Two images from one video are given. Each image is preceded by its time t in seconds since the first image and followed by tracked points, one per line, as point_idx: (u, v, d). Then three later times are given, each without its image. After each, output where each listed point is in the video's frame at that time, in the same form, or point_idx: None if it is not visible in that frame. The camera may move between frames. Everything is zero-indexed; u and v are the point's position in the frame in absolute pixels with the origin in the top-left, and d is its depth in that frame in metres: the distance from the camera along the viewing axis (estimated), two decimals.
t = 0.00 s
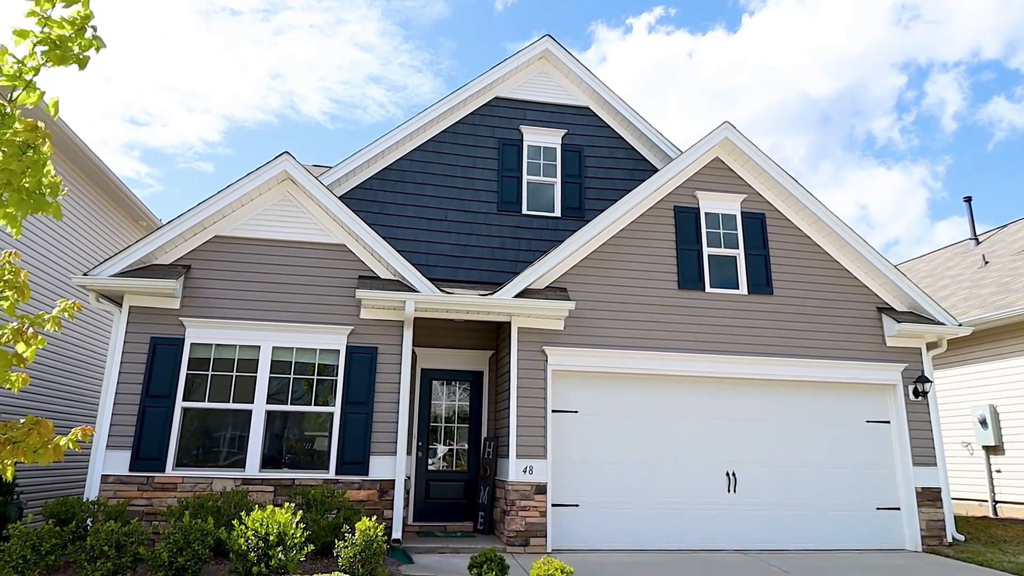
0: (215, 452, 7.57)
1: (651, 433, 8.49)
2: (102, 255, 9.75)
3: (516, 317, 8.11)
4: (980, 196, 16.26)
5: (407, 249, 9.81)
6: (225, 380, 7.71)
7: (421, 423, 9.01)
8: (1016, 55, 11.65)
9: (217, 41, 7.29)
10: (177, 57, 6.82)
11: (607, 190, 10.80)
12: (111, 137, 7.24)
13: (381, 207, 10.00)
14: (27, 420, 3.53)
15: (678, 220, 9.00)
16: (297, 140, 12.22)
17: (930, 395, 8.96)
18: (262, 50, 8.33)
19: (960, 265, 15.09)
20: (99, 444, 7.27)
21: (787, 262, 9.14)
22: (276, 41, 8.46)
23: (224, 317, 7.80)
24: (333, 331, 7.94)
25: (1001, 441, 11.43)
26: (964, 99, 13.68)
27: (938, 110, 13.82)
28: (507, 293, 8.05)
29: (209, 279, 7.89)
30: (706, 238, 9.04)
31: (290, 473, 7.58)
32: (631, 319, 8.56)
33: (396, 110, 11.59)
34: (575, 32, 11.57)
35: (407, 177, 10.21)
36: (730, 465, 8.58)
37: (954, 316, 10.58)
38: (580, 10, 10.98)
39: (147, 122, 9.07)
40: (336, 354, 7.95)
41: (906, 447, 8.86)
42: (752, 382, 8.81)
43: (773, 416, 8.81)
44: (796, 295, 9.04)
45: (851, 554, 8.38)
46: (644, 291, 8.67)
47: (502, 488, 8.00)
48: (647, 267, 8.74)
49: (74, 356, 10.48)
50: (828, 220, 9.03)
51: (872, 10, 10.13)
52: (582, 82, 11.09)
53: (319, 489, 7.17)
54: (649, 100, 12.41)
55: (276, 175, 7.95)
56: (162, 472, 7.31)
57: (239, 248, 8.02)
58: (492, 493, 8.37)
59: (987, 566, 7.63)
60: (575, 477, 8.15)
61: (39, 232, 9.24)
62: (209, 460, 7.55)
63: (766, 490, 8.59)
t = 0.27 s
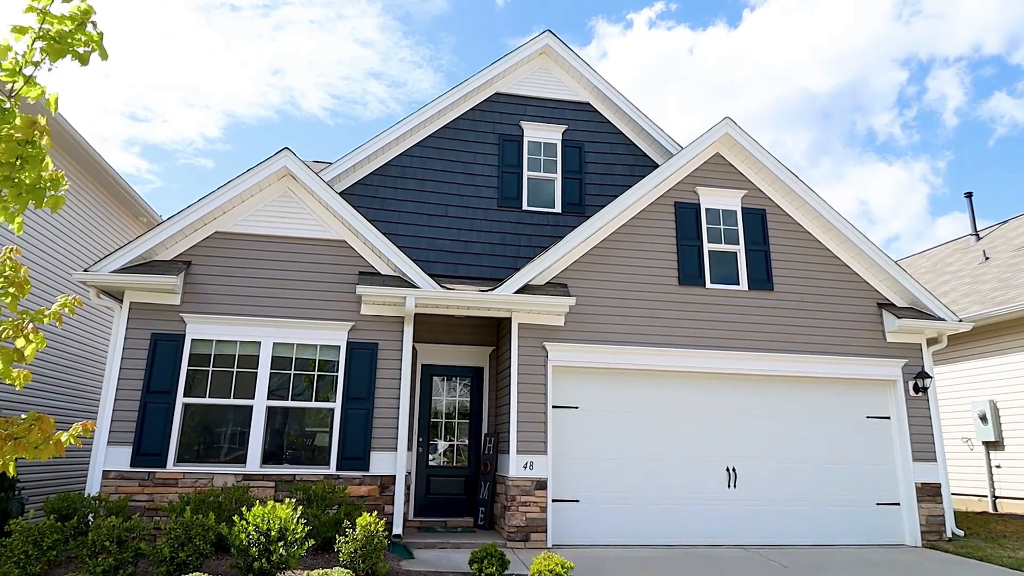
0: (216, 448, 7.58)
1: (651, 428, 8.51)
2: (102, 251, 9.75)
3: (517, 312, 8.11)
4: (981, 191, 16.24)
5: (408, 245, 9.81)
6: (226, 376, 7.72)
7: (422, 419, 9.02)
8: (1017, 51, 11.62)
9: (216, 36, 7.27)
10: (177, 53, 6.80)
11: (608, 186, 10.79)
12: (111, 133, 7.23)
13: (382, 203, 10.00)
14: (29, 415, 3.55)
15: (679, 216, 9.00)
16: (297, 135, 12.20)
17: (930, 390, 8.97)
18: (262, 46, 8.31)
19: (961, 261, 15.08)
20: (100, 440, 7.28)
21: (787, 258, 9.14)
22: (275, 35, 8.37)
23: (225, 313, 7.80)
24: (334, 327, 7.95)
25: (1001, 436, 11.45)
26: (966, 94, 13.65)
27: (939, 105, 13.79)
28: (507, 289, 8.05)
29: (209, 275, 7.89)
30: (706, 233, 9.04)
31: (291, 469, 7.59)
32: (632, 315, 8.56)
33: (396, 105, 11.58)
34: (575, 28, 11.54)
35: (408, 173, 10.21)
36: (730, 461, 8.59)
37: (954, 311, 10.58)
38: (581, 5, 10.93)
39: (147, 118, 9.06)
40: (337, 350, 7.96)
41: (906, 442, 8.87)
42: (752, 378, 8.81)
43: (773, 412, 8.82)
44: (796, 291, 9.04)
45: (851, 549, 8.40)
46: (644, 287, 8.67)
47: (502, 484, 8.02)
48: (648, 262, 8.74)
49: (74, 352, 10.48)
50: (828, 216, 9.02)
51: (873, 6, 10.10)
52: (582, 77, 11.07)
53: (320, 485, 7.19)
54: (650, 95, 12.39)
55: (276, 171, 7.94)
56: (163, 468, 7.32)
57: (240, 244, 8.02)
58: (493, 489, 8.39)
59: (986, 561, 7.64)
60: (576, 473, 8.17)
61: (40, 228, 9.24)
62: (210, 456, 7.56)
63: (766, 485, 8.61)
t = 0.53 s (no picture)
0: (217, 444, 7.59)
1: (652, 424, 8.51)
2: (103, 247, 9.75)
3: (517, 308, 8.12)
4: (981, 187, 16.23)
5: (408, 241, 9.81)
6: (227, 371, 7.73)
7: (422, 414, 9.04)
8: (1019, 47, 11.59)
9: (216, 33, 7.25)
10: (176, 49, 6.78)
11: (608, 181, 10.79)
12: (111, 129, 7.22)
13: (382, 199, 9.99)
14: (29, 411, 3.53)
15: (679, 212, 9.00)
16: (297, 131, 12.18)
17: (930, 386, 8.97)
18: (262, 42, 8.29)
19: (961, 256, 15.08)
20: (102, 436, 7.30)
21: (788, 254, 9.14)
22: (275, 30, 8.29)
23: (225, 308, 7.81)
24: (334, 322, 7.95)
25: (1001, 432, 11.46)
26: (967, 90, 13.61)
27: (940, 101, 13.76)
28: (507, 285, 8.05)
29: (209, 271, 7.90)
30: (707, 229, 9.03)
31: (292, 464, 7.61)
32: (632, 311, 8.56)
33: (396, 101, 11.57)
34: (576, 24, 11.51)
35: (408, 169, 10.20)
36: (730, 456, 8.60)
37: (955, 307, 10.58)
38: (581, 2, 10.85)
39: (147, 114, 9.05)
40: (337, 346, 7.97)
41: (906, 438, 8.88)
42: (752, 374, 8.82)
43: (774, 407, 8.83)
44: (796, 287, 9.04)
45: (850, 544, 8.42)
46: (644, 283, 8.67)
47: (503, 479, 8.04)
48: (648, 258, 8.75)
49: (75, 348, 10.50)
50: (829, 211, 9.01)
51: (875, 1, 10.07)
52: (583, 73, 11.06)
53: (320, 481, 7.19)
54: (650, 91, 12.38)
55: (277, 167, 7.94)
56: (164, 464, 7.33)
57: (240, 240, 8.02)
58: (493, 484, 8.40)
59: (985, 556, 7.66)
60: (576, 468, 8.18)
61: (41, 224, 9.25)
62: (212, 451, 7.58)
63: (766, 481, 8.62)
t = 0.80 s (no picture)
0: (218, 441, 7.60)
1: (652, 421, 8.52)
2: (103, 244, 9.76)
3: (518, 305, 8.12)
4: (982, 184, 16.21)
5: (408, 238, 9.81)
6: (227, 368, 7.74)
7: (423, 411, 9.05)
8: (1020, 43, 11.57)
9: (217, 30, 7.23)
10: (176, 46, 6.77)
11: (608, 178, 10.78)
12: (111, 127, 7.20)
13: (382, 195, 9.99)
14: (29, 407, 3.54)
15: (680, 209, 8.99)
16: (297, 128, 12.15)
17: (931, 382, 8.98)
18: (263, 40, 8.27)
19: (962, 253, 15.08)
20: (103, 432, 7.31)
21: (788, 251, 9.13)
22: (276, 28, 8.23)
23: (226, 305, 7.81)
24: (335, 319, 7.96)
25: (1000, 428, 11.47)
26: (968, 86, 13.59)
27: (941, 97, 13.73)
28: (508, 282, 8.06)
29: (210, 268, 7.90)
30: (707, 226, 9.03)
31: (293, 461, 7.62)
32: (632, 308, 8.57)
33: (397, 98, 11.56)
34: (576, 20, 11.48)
35: (408, 166, 10.20)
36: (731, 453, 8.61)
37: (955, 304, 10.58)
38: None
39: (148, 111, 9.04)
40: (338, 343, 7.97)
41: (906, 434, 8.89)
42: (753, 371, 8.83)
43: (774, 404, 8.84)
44: (796, 284, 9.04)
45: (850, 541, 8.43)
46: (645, 280, 8.67)
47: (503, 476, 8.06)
48: (648, 255, 8.74)
49: (76, 345, 10.51)
50: (829, 208, 9.00)
51: None
52: (583, 69, 11.04)
53: (321, 477, 7.20)
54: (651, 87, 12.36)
55: (277, 164, 7.93)
56: (165, 460, 7.35)
57: (240, 236, 8.02)
58: (494, 481, 8.41)
59: (985, 553, 7.68)
60: (576, 465, 8.19)
61: (41, 221, 9.25)
62: (212, 448, 7.59)
63: (766, 477, 8.63)
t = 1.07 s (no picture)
0: (219, 435, 7.62)
1: (652, 416, 8.53)
2: (104, 239, 9.76)
3: (518, 300, 8.13)
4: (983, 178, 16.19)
5: (409, 233, 9.81)
6: (228, 363, 7.75)
7: (423, 406, 9.06)
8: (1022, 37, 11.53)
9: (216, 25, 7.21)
10: (176, 40, 6.75)
11: (609, 173, 10.77)
12: (111, 122, 7.19)
13: (382, 190, 9.99)
14: (33, 402, 3.54)
15: (680, 204, 8.98)
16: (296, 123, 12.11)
17: (931, 377, 8.99)
18: (263, 35, 8.24)
19: (962, 248, 15.07)
20: (104, 427, 7.33)
21: (789, 245, 9.13)
22: (276, 23, 8.20)
23: (226, 300, 7.82)
24: (335, 314, 7.96)
25: (1000, 423, 11.48)
26: (970, 80, 13.55)
27: (943, 91, 13.69)
28: (508, 277, 8.06)
29: (210, 263, 7.91)
30: (708, 221, 9.03)
31: (294, 456, 7.64)
32: (632, 302, 8.57)
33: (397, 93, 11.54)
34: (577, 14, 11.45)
35: (409, 161, 10.19)
36: (731, 447, 8.63)
37: (956, 299, 10.58)
38: None
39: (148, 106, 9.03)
40: (338, 337, 7.98)
41: (906, 429, 8.90)
42: (753, 365, 8.83)
43: (774, 398, 8.85)
44: (797, 279, 9.04)
45: (850, 535, 8.45)
46: (645, 274, 8.67)
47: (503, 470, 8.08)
48: (648, 250, 8.74)
49: (77, 339, 10.53)
50: (829, 202, 9.00)
51: None
52: (584, 63, 11.02)
53: (322, 472, 7.22)
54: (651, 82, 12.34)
55: (277, 159, 7.93)
56: (166, 455, 7.37)
57: (241, 231, 8.02)
58: (494, 475, 8.43)
59: (984, 546, 7.70)
60: (577, 460, 8.21)
61: (42, 216, 9.26)
62: (213, 443, 7.61)
63: (765, 471, 8.65)
